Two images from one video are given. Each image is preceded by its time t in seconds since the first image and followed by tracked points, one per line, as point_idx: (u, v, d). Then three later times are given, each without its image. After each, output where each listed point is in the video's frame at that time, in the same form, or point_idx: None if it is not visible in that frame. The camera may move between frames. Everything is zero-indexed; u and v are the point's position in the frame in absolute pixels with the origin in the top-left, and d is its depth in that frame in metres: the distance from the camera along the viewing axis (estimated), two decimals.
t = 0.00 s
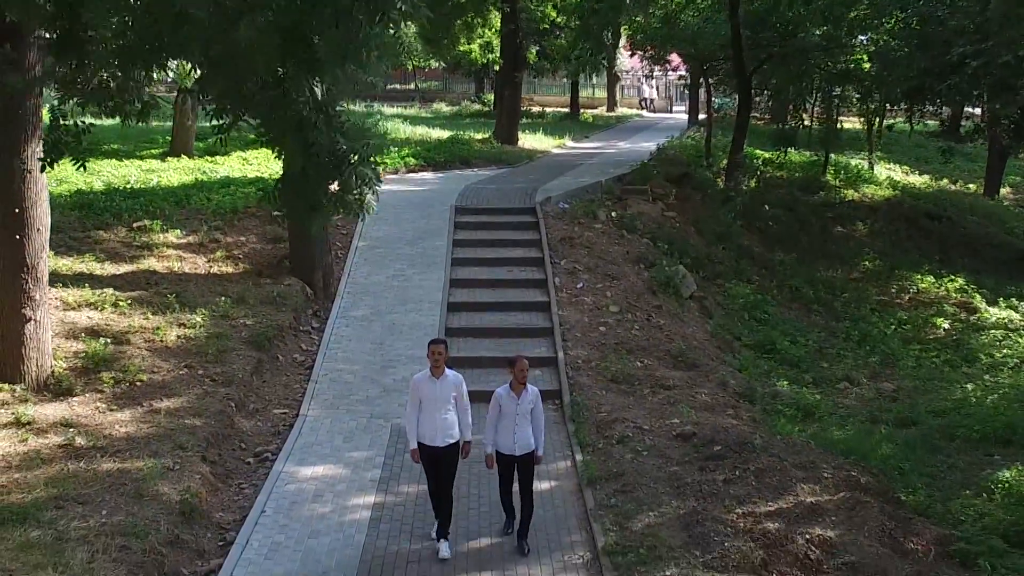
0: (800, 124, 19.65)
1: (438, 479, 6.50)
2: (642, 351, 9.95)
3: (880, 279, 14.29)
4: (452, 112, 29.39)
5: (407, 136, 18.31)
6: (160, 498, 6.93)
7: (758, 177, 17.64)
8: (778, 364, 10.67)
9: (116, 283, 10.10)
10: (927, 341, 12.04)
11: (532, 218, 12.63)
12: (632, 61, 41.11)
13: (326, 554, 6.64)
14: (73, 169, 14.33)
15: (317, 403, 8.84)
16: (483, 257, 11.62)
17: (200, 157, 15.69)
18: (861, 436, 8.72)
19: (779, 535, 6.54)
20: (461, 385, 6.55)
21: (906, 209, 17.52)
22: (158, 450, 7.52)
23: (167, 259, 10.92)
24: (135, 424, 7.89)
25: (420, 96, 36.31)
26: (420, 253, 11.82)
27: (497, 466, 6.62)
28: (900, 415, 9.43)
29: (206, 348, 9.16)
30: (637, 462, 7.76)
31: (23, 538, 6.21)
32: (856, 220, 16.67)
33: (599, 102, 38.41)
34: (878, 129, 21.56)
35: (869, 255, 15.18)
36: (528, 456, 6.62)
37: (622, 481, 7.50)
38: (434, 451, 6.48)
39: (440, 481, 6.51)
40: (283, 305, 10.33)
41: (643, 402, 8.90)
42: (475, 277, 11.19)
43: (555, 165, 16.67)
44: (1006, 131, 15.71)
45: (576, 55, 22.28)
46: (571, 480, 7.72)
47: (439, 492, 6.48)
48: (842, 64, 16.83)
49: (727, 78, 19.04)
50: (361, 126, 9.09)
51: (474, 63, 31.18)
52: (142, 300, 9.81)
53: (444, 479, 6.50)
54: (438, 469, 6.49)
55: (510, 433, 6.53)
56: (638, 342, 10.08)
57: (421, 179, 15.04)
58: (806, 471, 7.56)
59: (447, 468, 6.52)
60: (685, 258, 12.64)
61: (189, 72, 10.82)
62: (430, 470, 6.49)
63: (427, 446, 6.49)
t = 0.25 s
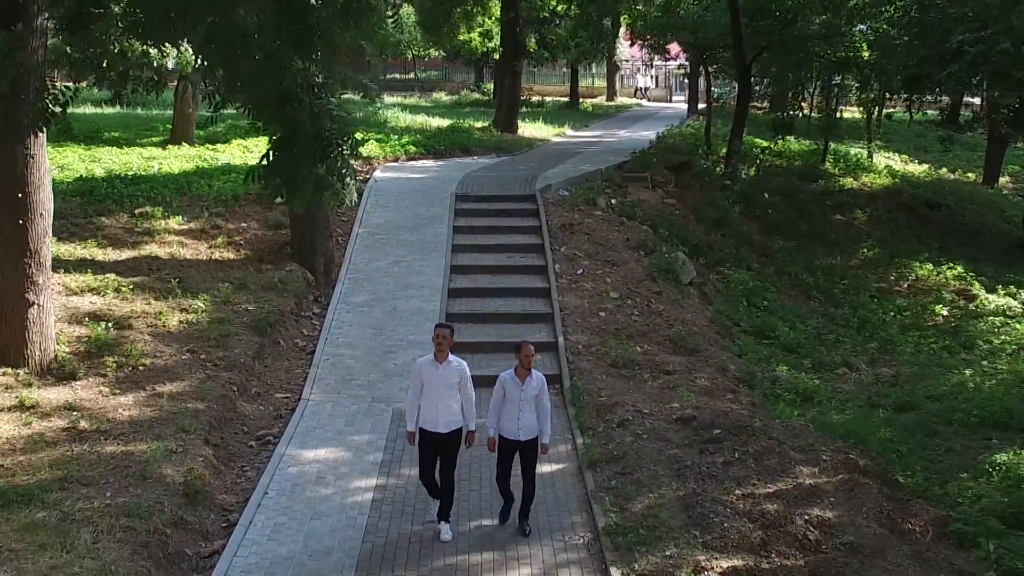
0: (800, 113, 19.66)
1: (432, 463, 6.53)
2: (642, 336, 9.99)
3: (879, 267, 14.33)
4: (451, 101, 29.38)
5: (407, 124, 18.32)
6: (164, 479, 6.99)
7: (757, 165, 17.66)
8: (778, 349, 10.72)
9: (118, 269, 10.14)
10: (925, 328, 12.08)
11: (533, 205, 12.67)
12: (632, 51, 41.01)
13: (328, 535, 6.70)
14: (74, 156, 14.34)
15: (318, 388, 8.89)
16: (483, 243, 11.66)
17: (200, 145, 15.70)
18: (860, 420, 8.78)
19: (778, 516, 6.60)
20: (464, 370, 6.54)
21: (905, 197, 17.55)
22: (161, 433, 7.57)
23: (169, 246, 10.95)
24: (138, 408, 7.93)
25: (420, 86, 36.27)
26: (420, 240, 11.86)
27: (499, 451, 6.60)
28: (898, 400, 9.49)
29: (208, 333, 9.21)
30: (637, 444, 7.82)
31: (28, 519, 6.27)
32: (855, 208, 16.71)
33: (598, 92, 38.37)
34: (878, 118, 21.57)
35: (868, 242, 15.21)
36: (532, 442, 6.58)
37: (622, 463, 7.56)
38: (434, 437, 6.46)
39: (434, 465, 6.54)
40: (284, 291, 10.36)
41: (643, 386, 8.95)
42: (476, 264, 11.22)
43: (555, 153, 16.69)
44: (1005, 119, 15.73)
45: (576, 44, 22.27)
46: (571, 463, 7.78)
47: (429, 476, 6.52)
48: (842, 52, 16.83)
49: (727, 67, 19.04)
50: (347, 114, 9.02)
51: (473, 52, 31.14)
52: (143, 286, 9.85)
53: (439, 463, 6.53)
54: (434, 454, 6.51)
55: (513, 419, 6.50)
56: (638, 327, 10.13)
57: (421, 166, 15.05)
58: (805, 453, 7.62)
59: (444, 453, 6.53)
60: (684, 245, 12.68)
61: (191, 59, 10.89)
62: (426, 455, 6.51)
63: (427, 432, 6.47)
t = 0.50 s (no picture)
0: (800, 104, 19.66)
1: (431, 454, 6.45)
2: (643, 325, 10.04)
3: (879, 256, 14.36)
4: (452, 92, 29.38)
5: (407, 115, 18.33)
6: (169, 465, 7.05)
7: (757, 156, 17.68)
8: (778, 338, 10.77)
9: (121, 258, 10.19)
10: (925, 317, 12.12)
11: (534, 195, 12.70)
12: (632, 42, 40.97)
13: (333, 520, 6.76)
14: (76, 147, 14.36)
15: (322, 376, 8.95)
16: (485, 233, 11.70)
17: (202, 136, 15.73)
18: (860, 407, 8.83)
19: (778, 501, 6.66)
20: (467, 361, 6.44)
21: (905, 188, 17.57)
22: (165, 420, 7.62)
23: (172, 235, 10.99)
24: (143, 395, 7.99)
25: (420, 77, 36.26)
26: (422, 230, 11.89)
27: (502, 443, 6.50)
28: (897, 388, 9.53)
29: (211, 322, 9.26)
30: (639, 431, 7.87)
31: (35, 504, 6.32)
32: (855, 198, 16.74)
33: (598, 83, 38.35)
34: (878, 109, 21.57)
35: (868, 232, 15.25)
36: (536, 432, 6.48)
37: (623, 450, 7.61)
38: (437, 426, 6.39)
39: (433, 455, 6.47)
40: (286, 280, 10.41)
41: (645, 374, 9.00)
42: (477, 253, 11.26)
43: (556, 143, 16.72)
44: (1004, 110, 15.75)
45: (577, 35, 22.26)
46: (573, 449, 7.82)
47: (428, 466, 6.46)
48: (842, 43, 16.84)
49: (727, 58, 19.05)
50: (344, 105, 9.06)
51: (473, 43, 31.12)
52: (147, 275, 9.89)
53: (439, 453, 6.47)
54: (435, 443, 6.43)
55: (516, 409, 6.40)
56: (639, 316, 10.17)
57: (422, 157, 15.08)
58: (805, 440, 7.68)
59: (445, 442, 6.45)
60: (685, 234, 12.71)
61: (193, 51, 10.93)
62: (425, 444, 6.43)
63: (430, 421, 6.39)
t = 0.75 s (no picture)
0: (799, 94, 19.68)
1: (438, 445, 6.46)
2: (642, 313, 10.09)
3: (877, 246, 14.40)
4: (452, 82, 29.36)
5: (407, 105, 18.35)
6: (173, 450, 7.11)
7: (756, 146, 17.70)
8: (776, 326, 10.82)
9: (124, 247, 10.24)
10: (922, 306, 12.18)
11: (534, 184, 12.74)
12: (631, 33, 40.94)
13: (335, 503, 6.83)
14: (77, 135, 14.39)
15: (323, 362, 9.01)
16: (485, 222, 11.75)
17: (203, 124, 15.76)
18: (857, 394, 8.89)
19: (776, 485, 6.74)
20: (466, 352, 6.44)
21: (903, 178, 17.60)
22: (169, 406, 7.68)
23: (174, 223, 11.03)
24: (145, 381, 8.05)
25: (419, 68, 36.23)
26: (422, 218, 11.94)
27: (500, 435, 6.52)
28: (895, 375, 9.59)
29: (213, 309, 9.32)
30: (637, 417, 7.93)
31: (40, 488, 6.39)
32: (854, 188, 16.77)
33: (598, 74, 38.33)
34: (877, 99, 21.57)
35: (866, 222, 15.31)
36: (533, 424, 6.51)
37: (623, 435, 7.68)
38: (438, 417, 6.39)
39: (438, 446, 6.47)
40: (288, 268, 10.46)
41: (644, 361, 9.06)
42: (477, 241, 11.31)
43: (556, 133, 16.75)
44: (1003, 100, 15.77)
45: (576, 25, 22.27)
46: (572, 434, 7.89)
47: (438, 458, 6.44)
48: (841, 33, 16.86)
49: (726, 48, 19.07)
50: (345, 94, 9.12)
51: (473, 33, 31.10)
52: (149, 263, 9.94)
53: (443, 444, 6.46)
54: (438, 434, 6.42)
55: (514, 401, 6.42)
56: (638, 304, 10.22)
57: (422, 146, 15.13)
58: (803, 425, 7.75)
59: (446, 433, 6.43)
60: (684, 223, 12.76)
61: (193, 41, 10.99)
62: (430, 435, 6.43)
63: (432, 412, 6.39)
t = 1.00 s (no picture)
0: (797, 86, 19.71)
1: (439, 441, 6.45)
2: (640, 303, 10.15)
3: (874, 237, 14.45)
4: (451, 74, 29.36)
5: (406, 97, 18.38)
6: (173, 438, 7.17)
7: (754, 137, 17.74)
8: (773, 316, 10.88)
9: (124, 237, 10.28)
10: (919, 296, 12.24)
11: (532, 175, 12.79)
12: (631, 25, 40.88)
13: (334, 490, 6.90)
14: (77, 127, 14.42)
15: (322, 352, 9.07)
16: (483, 213, 11.79)
17: (202, 116, 15.79)
18: (852, 383, 8.96)
19: (771, 473, 6.80)
20: (462, 344, 6.40)
21: (900, 169, 17.65)
22: (169, 394, 7.74)
23: (174, 214, 11.08)
24: (146, 370, 8.11)
25: (418, 60, 36.21)
26: (421, 209, 11.99)
27: (495, 426, 6.57)
28: (890, 365, 9.66)
29: (214, 299, 9.37)
30: (634, 406, 8.00)
31: (42, 475, 6.45)
32: (851, 180, 16.82)
33: (597, 66, 38.30)
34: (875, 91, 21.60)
35: (864, 213, 15.35)
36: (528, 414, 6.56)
37: (620, 423, 7.74)
38: (437, 411, 6.36)
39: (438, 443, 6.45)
40: (287, 258, 10.51)
41: (641, 351, 9.13)
42: (476, 232, 11.36)
43: (554, 125, 16.79)
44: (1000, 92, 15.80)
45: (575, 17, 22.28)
46: (569, 423, 7.96)
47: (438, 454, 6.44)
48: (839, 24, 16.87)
49: (725, 40, 19.09)
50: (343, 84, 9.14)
51: (472, 25, 31.08)
52: (149, 253, 9.99)
53: (443, 438, 6.44)
54: (438, 428, 6.41)
55: (508, 391, 6.46)
56: (636, 294, 10.28)
57: (421, 138, 15.16)
58: (798, 413, 7.82)
59: (446, 427, 6.42)
60: (681, 214, 12.81)
61: (192, 32, 11.01)
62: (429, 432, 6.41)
63: (431, 406, 6.36)
